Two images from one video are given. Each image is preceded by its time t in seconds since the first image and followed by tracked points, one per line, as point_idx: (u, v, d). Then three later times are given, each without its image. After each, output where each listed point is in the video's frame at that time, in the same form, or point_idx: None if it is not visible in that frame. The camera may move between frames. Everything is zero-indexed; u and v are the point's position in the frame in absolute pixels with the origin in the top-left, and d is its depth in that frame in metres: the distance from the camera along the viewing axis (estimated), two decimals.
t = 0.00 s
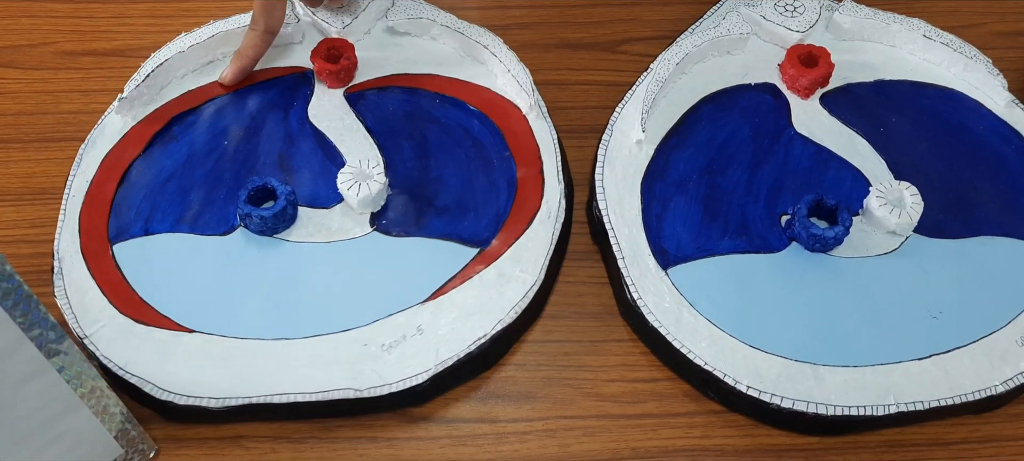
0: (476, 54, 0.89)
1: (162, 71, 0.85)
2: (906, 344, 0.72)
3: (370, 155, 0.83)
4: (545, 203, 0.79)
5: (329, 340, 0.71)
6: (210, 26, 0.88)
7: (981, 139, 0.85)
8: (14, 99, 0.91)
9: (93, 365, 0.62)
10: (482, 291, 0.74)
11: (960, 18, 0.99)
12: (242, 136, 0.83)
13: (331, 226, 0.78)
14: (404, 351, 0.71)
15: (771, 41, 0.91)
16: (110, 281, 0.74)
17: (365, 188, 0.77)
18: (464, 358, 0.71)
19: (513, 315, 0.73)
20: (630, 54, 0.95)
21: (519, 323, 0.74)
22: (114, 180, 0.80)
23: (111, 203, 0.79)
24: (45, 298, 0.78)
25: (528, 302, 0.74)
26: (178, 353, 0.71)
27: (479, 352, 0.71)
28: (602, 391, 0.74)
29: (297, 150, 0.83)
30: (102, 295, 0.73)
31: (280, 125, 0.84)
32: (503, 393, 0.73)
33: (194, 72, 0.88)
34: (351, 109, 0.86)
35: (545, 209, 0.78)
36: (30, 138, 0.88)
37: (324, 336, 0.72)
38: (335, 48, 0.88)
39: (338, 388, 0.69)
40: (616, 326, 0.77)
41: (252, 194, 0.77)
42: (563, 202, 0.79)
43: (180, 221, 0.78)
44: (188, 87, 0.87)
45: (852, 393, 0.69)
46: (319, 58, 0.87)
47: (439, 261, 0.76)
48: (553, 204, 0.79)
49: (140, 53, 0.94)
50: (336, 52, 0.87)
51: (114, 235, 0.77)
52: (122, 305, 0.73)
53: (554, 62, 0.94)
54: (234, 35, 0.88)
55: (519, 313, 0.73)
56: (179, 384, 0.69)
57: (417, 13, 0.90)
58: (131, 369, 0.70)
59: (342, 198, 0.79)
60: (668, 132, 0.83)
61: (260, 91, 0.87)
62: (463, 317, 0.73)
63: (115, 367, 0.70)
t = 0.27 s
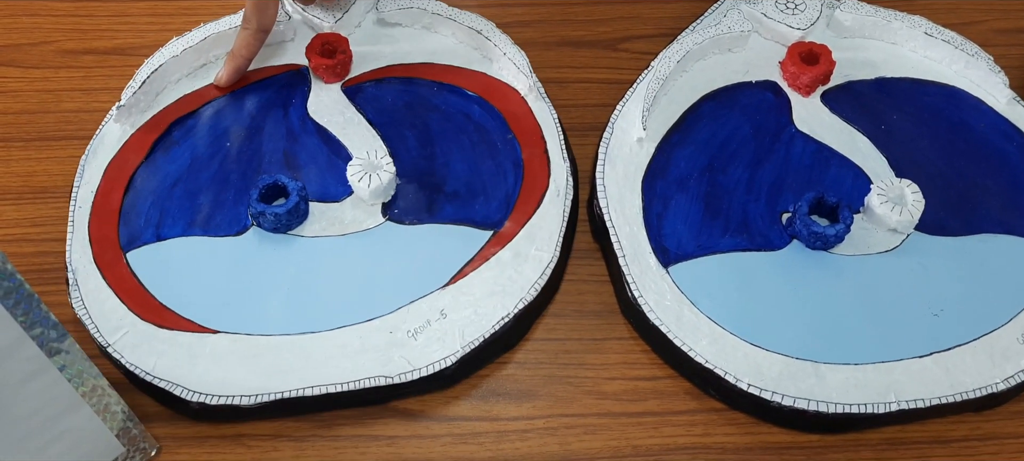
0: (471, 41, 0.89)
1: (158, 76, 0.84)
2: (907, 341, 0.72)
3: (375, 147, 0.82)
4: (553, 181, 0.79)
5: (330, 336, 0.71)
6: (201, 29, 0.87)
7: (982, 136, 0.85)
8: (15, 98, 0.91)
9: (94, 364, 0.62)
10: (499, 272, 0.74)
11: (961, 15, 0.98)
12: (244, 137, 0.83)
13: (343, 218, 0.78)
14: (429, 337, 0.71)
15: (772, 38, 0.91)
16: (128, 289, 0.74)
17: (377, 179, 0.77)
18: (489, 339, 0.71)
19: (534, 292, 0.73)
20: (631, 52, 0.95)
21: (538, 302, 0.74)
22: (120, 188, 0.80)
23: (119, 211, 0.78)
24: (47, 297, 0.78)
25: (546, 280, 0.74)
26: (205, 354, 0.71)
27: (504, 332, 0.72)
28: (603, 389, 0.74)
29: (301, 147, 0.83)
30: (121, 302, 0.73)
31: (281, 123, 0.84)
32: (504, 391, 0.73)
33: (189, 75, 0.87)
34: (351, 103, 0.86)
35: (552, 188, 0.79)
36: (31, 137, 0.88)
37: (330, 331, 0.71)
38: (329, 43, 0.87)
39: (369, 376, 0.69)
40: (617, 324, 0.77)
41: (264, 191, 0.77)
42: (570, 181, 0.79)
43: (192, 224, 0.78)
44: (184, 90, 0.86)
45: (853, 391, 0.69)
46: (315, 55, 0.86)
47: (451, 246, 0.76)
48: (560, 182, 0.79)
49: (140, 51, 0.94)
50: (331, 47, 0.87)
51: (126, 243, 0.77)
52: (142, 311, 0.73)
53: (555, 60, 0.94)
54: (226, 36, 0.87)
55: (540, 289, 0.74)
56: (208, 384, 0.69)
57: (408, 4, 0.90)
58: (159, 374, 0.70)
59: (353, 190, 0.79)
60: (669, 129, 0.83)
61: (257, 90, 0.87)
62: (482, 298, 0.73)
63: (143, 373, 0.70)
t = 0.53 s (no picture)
0: (471, 41, 0.89)
1: (159, 76, 0.85)
2: (907, 340, 0.72)
3: (376, 147, 0.83)
4: (553, 182, 0.79)
5: (332, 336, 0.71)
6: (202, 29, 0.88)
7: (983, 135, 0.85)
8: (17, 98, 0.91)
9: (94, 364, 0.63)
10: (500, 272, 0.74)
11: (962, 14, 0.98)
12: (245, 136, 0.83)
13: (343, 218, 0.78)
14: (429, 338, 0.71)
15: (772, 37, 0.91)
16: (129, 288, 0.74)
17: (377, 179, 0.77)
18: (489, 339, 0.71)
19: (534, 292, 0.74)
20: (632, 51, 0.95)
21: (539, 301, 0.75)
22: (121, 188, 0.80)
23: (120, 211, 0.79)
24: (49, 297, 0.78)
25: (546, 280, 0.74)
26: (206, 354, 0.71)
27: (504, 331, 0.72)
28: (604, 388, 0.74)
29: (302, 146, 0.83)
30: (122, 303, 0.73)
31: (282, 123, 0.85)
32: (505, 390, 0.73)
33: (190, 75, 0.87)
34: (352, 103, 0.86)
35: (553, 188, 0.79)
36: (32, 137, 0.88)
37: (331, 331, 0.72)
38: (330, 43, 0.87)
39: (370, 377, 0.69)
40: (617, 324, 0.77)
41: (265, 192, 0.77)
42: (571, 180, 0.80)
43: (193, 224, 0.78)
44: (185, 90, 0.86)
45: (853, 390, 0.69)
46: (316, 55, 0.86)
47: (451, 247, 0.76)
48: (561, 182, 0.79)
49: (141, 52, 0.95)
50: (332, 47, 0.87)
51: (128, 243, 0.77)
52: (143, 311, 0.73)
53: (555, 60, 0.94)
54: (227, 36, 0.88)
55: (540, 290, 0.74)
56: (209, 383, 0.69)
57: (409, 4, 0.90)
58: (160, 374, 0.70)
59: (353, 190, 0.80)
60: (669, 128, 0.83)
61: (258, 90, 0.87)
62: (483, 298, 0.73)
63: (144, 373, 0.70)
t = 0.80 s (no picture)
0: (472, 40, 0.89)
1: (161, 76, 0.85)
2: (909, 340, 0.72)
3: (377, 147, 0.83)
4: (555, 182, 0.79)
5: (334, 335, 0.71)
6: (204, 29, 0.88)
7: (984, 134, 0.85)
8: (19, 98, 0.91)
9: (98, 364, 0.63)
10: (501, 272, 0.74)
11: (963, 13, 0.98)
12: (246, 136, 0.83)
13: (345, 218, 0.78)
14: (431, 338, 0.71)
15: (774, 36, 0.91)
16: (131, 288, 0.74)
17: (378, 179, 0.77)
18: (490, 339, 0.72)
19: (536, 292, 0.74)
20: (633, 50, 0.95)
21: (541, 300, 0.75)
22: (123, 187, 0.80)
23: (122, 210, 0.79)
24: (51, 297, 0.78)
25: (548, 280, 0.74)
26: (207, 354, 0.71)
27: (505, 331, 0.72)
28: (605, 387, 0.74)
29: (304, 146, 0.83)
30: (124, 302, 0.73)
31: (284, 122, 0.85)
32: (507, 389, 0.73)
33: (191, 75, 0.87)
34: (353, 102, 0.86)
35: (554, 188, 0.79)
36: (34, 137, 0.88)
37: (333, 331, 0.72)
38: (332, 42, 0.87)
39: (371, 377, 0.69)
40: (619, 323, 0.77)
41: (266, 192, 0.78)
42: (573, 179, 0.80)
43: (195, 224, 0.78)
44: (187, 90, 0.86)
45: (855, 389, 0.69)
46: (318, 54, 0.86)
47: (453, 247, 0.76)
48: (562, 182, 0.79)
49: (143, 51, 0.95)
50: (334, 46, 0.87)
51: (129, 243, 0.77)
52: (144, 310, 0.73)
53: (556, 59, 0.94)
54: (229, 36, 0.88)
55: (541, 290, 0.74)
56: (210, 383, 0.69)
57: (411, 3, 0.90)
58: (162, 373, 0.70)
59: (354, 190, 0.80)
60: (670, 127, 0.83)
61: (259, 89, 0.87)
62: (484, 298, 0.73)
63: (146, 372, 0.70)
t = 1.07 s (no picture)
0: (473, 39, 0.89)
1: (162, 75, 0.84)
2: (911, 338, 0.72)
3: (378, 146, 0.83)
4: (556, 181, 0.79)
5: (335, 335, 0.71)
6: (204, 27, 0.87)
7: (986, 132, 0.85)
8: (19, 97, 0.91)
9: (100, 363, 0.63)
10: (502, 272, 0.74)
11: (964, 11, 0.98)
12: (247, 135, 0.83)
13: (346, 217, 0.78)
14: (432, 337, 0.71)
15: (775, 35, 0.90)
16: (131, 288, 0.74)
17: (379, 178, 0.77)
18: (492, 339, 0.71)
19: (537, 291, 0.73)
20: (634, 49, 0.95)
21: (542, 299, 0.75)
22: (124, 187, 0.80)
23: (123, 210, 0.79)
24: (51, 296, 0.78)
25: (549, 279, 0.74)
26: (208, 354, 0.71)
27: (507, 331, 0.72)
28: (607, 386, 0.74)
29: (305, 145, 0.83)
30: (125, 302, 0.73)
31: (284, 122, 0.84)
32: (508, 389, 0.73)
33: (192, 74, 0.87)
34: (354, 101, 0.86)
35: (556, 187, 0.79)
36: (35, 136, 0.88)
37: (334, 330, 0.72)
38: (332, 42, 0.87)
39: (373, 376, 0.69)
40: (620, 322, 0.77)
41: (267, 191, 0.77)
42: (574, 178, 0.80)
43: (196, 223, 0.78)
44: (187, 89, 0.86)
45: (857, 388, 0.69)
46: (317, 53, 0.86)
47: (454, 246, 0.76)
48: (564, 181, 0.79)
49: (143, 51, 0.95)
50: (334, 45, 0.87)
51: (130, 242, 0.77)
52: (145, 309, 0.73)
53: (557, 58, 0.94)
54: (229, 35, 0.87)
55: (542, 289, 0.74)
56: (211, 383, 0.69)
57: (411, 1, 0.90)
58: (163, 373, 0.70)
59: (355, 189, 0.80)
60: (671, 126, 0.83)
61: (260, 88, 0.87)
62: (485, 297, 0.73)
63: (147, 372, 0.70)
